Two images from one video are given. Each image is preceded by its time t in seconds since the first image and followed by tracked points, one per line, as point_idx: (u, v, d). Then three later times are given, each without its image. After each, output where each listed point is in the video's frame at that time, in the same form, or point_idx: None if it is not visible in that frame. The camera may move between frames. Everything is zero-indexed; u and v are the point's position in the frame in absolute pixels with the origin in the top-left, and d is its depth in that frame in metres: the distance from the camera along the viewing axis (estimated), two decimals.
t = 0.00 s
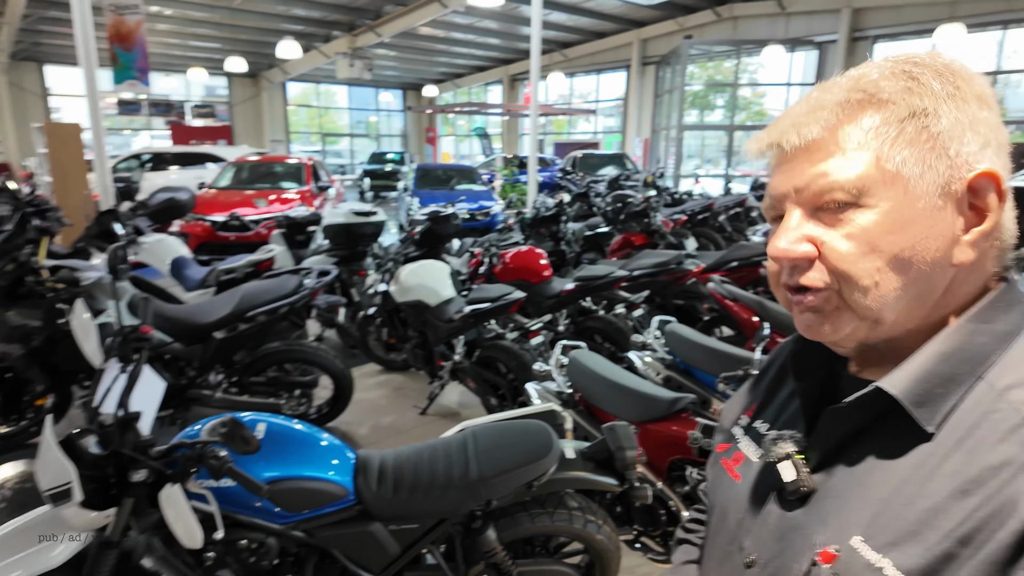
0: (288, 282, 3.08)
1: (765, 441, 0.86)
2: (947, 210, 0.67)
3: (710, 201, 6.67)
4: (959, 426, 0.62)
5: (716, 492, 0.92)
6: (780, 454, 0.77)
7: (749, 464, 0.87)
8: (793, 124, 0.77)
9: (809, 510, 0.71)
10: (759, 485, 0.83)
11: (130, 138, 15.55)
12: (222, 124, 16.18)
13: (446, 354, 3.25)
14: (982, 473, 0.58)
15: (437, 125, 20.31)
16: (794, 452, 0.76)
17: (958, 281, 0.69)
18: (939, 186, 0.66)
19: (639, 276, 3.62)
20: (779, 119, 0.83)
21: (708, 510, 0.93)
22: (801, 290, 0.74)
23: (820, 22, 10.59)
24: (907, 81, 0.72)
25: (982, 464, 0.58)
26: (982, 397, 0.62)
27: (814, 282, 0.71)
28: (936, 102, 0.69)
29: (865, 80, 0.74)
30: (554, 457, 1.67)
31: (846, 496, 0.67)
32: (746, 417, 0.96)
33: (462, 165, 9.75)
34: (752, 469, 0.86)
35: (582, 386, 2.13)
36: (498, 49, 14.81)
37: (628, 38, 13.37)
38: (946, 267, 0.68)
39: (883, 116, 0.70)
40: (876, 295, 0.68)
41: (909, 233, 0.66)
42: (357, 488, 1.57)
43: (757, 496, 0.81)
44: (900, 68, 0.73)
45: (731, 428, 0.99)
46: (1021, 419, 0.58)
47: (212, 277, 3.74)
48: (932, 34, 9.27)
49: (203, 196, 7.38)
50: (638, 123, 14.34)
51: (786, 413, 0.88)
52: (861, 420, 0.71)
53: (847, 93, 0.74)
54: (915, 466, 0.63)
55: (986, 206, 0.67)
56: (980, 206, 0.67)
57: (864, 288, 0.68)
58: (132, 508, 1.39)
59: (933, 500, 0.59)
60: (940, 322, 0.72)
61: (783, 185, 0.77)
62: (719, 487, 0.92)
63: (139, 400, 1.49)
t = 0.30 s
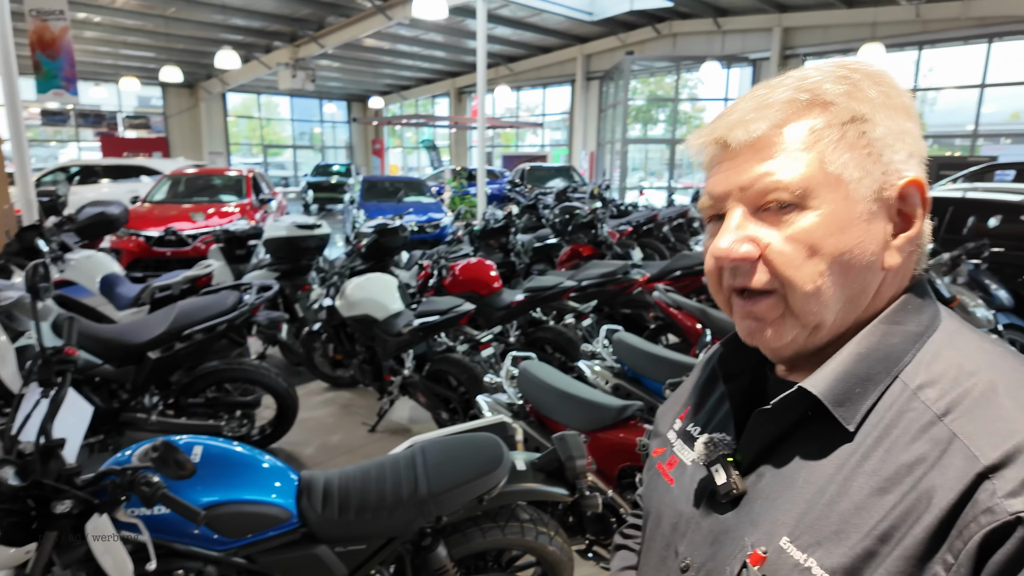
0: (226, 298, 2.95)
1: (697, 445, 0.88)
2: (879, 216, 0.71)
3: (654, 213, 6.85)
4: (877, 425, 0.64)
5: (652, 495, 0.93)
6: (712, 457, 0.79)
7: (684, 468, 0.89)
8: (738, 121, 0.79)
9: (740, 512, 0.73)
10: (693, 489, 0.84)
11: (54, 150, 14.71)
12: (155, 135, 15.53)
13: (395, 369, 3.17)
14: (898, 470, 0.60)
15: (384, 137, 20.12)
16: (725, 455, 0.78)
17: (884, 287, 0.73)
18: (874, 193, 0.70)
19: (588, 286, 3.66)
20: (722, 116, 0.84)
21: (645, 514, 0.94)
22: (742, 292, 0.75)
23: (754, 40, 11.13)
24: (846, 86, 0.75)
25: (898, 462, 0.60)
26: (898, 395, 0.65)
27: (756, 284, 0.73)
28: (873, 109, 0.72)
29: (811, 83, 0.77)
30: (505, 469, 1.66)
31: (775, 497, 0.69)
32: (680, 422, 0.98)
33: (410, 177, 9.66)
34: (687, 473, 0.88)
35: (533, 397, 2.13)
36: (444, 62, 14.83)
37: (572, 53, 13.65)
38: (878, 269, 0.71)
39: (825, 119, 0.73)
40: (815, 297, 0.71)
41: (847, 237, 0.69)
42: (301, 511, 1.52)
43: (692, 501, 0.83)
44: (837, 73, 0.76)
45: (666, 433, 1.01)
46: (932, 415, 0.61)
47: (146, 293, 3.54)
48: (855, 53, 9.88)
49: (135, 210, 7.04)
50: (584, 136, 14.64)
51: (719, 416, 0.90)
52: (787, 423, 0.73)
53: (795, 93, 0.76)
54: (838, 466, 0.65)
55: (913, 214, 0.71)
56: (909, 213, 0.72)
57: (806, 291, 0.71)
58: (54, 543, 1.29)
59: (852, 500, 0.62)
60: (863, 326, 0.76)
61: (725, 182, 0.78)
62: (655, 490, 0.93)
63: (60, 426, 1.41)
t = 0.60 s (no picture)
0: (187, 310, 2.85)
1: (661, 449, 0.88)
2: (818, 232, 0.71)
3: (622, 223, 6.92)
4: (837, 424, 0.65)
5: (617, 502, 0.93)
6: (676, 461, 0.79)
7: (647, 472, 0.89)
8: (652, 185, 0.77)
9: (704, 515, 0.73)
10: (659, 494, 0.85)
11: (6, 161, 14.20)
12: (114, 147, 15.11)
13: (363, 382, 3.12)
14: (857, 468, 0.61)
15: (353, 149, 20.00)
16: (689, 459, 0.78)
17: (839, 287, 0.75)
18: (810, 216, 0.70)
19: (557, 296, 3.67)
20: (635, 174, 0.82)
21: (611, 520, 0.94)
22: (709, 334, 0.76)
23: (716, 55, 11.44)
24: (748, 116, 0.74)
25: (859, 459, 0.61)
26: (855, 393, 0.66)
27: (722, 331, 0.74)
28: (780, 134, 0.72)
29: (713, 124, 0.75)
30: (474, 480, 1.64)
31: (739, 499, 0.69)
32: (643, 426, 0.98)
33: (378, 189, 9.58)
34: (650, 477, 0.88)
35: (503, 407, 2.11)
36: (412, 74, 14.82)
37: (539, 66, 13.81)
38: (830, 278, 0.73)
39: (739, 159, 0.72)
40: (778, 328, 0.72)
41: (795, 266, 0.70)
42: (265, 528, 1.47)
43: (659, 509, 0.83)
44: (736, 105, 0.75)
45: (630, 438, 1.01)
46: (891, 413, 0.62)
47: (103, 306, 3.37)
48: (812, 68, 10.25)
49: (92, 222, 6.82)
50: (553, 148, 14.79)
51: (681, 420, 0.91)
52: (748, 424, 0.74)
53: (700, 143, 0.74)
54: (799, 466, 0.66)
55: (848, 215, 0.72)
56: (844, 217, 0.72)
57: (769, 325, 0.72)
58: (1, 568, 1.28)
59: (814, 497, 0.62)
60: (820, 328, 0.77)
61: (661, 245, 0.76)
62: (621, 495, 0.93)
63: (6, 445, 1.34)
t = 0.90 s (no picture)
0: (161, 324, 2.79)
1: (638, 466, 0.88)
2: (791, 227, 0.73)
3: (601, 233, 6.96)
4: (808, 440, 0.66)
5: (597, 519, 0.93)
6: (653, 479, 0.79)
7: (626, 489, 0.89)
8: (654, 142, 0.82)
9: (682, 532, 0.73)
10: (638, 513, 0.84)
11: None
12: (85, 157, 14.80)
13: (341, 395, 3.07)
14: (830, 483, 0.62)
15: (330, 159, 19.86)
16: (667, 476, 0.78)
17: (805, 296, 0.76)
18: (783, 206, 0.72)
19: (537, 306, 3.66)
20: (646, 134, 0.87)
21: (589, 537, 0.94)
22: (669, 303, 0.78)
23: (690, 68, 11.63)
24: (758, 105, 0.78)
25: (830, 474, 0.62)
26: (825, 408, 0.67)
27: (675, 295, 0.76)
28: (782, 124, 0.76)
29: (722, 103, 0.80)
30: (455, 493, 1.63)
31: (716, 516, 0.69)
32: (620, 441, 0.98)
33: (356, 200, 9.51)
34: (629, 494, 0.88)
35: (483, 418, 2.10)
36: (390, 85, 14.80)
37: (517, 78, 13.89)
38: (794, 280, 0.74)
39: (735, 136, 0.76)
40: (729, 308, 0.73)
41: (757, 250, 0.72)
42: (242, 545, 1.44)
43: (639, 527, 0.83)
44: (751, 93, 0.80)
45: (608, 454, 1.01)
46: (860, 426, 0.63)
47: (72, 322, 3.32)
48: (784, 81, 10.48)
49: (62, 234, 6.65)
50: (531, 159, 14.86)
51: (658, 434, 0.91)
52: (724, 438, 0.74)
53: (706, 112, 0.79)
54: (772, 481, 0.66)
55: (825, 224, 0.74)
56: (820, 224, 0.74)
57: (720, 303, 0.73)
58: None
59: (789, 514, 0.63)
60: (790, 336, 0.78)
61: (644, 201, 0.80)
62: (601, 515, 0.92)
63: None
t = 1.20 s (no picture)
0: (136, 336, 2.73)
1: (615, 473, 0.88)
2: (752, 242, 0.73)
3: (583, 243, 6.98)
4: (780, 448, 0.66)
5: (572, 527, 0.92)
6: (629, 487, 0.78)
7: (602, 496, 0.89)
8: (611, 169, 0.82)
9: (656, 540, 0.72)
10: (614, 521, 0.84)
11: None
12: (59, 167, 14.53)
13: (321, 407, 3.02)
14: (801, 492, 0.61)
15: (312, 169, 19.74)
16: (642, 484, 0.78)
17: (773, 308, 0.77)
18: (743, 223, 0.72)
19: (519, 315, 3.65)
20: (603, 160, 0.87)
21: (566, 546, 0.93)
22: (635, 326, 0.78)
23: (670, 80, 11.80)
24: (709, 124, 0.79)
25: (802, 482, 0.62)
26: (798, 414, 0.67)
27: (642, 321, 0.76)
28: (734, 142, 0.76)
29: (673, 125, 0.80)
30: (436, 506, 1.61)
31: (689, 523, 0.69)
32: (599, 447, 0.98)
33: (338, 209, 9.44)
34: (604, 501, 0.88)
35: (466, 429, 2.07)
36: (372, 95, 14.78)
37: (499, 89, 13.96)
38: (759, 294, 0.74)
39: (688, 158, 0.76)
40: (696, 330, 0.74)
41: (719, 269, 0.72)
42: (218, 561, 1.39)
43: (613, 534, 0.82)
44: (700, 113, 0.80)
45: (586, 460, 1.00)
46: (831, 434, 0.63)
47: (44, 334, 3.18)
48: (761, 93, 10.67)
49: (34, 245, 6.50)
50: (513, 169, 14.93)
51: (634, 442, 0.91)
52: (697, 447, 0.73)
53: (657, 138, 0.79)
54: (746, 488, 0.66)
55: (786, 236, 0.74)
56: (781, 236, 0.74)
57: (687, 326, 0.74)
58: None
59: (761, 521, 0.63)
60: (761, 346, 0.78)
61: (606, 229, 0.80)
62: (578, 523, 0.92)
63: None
